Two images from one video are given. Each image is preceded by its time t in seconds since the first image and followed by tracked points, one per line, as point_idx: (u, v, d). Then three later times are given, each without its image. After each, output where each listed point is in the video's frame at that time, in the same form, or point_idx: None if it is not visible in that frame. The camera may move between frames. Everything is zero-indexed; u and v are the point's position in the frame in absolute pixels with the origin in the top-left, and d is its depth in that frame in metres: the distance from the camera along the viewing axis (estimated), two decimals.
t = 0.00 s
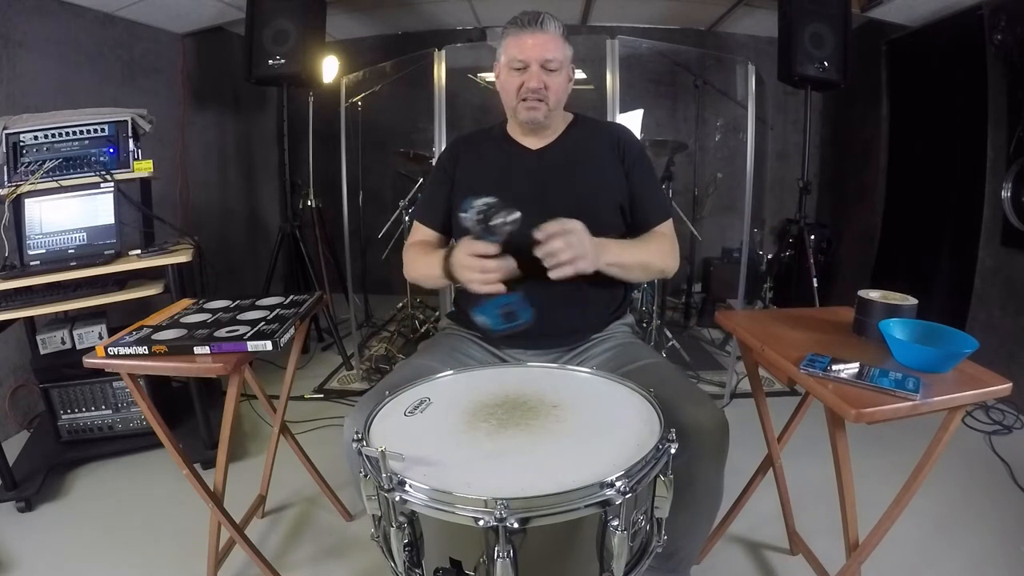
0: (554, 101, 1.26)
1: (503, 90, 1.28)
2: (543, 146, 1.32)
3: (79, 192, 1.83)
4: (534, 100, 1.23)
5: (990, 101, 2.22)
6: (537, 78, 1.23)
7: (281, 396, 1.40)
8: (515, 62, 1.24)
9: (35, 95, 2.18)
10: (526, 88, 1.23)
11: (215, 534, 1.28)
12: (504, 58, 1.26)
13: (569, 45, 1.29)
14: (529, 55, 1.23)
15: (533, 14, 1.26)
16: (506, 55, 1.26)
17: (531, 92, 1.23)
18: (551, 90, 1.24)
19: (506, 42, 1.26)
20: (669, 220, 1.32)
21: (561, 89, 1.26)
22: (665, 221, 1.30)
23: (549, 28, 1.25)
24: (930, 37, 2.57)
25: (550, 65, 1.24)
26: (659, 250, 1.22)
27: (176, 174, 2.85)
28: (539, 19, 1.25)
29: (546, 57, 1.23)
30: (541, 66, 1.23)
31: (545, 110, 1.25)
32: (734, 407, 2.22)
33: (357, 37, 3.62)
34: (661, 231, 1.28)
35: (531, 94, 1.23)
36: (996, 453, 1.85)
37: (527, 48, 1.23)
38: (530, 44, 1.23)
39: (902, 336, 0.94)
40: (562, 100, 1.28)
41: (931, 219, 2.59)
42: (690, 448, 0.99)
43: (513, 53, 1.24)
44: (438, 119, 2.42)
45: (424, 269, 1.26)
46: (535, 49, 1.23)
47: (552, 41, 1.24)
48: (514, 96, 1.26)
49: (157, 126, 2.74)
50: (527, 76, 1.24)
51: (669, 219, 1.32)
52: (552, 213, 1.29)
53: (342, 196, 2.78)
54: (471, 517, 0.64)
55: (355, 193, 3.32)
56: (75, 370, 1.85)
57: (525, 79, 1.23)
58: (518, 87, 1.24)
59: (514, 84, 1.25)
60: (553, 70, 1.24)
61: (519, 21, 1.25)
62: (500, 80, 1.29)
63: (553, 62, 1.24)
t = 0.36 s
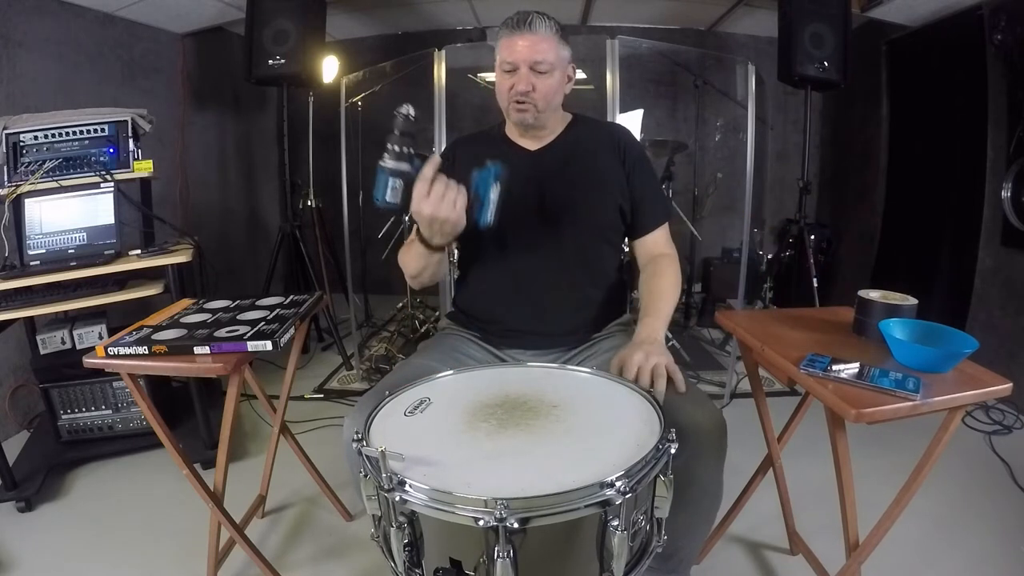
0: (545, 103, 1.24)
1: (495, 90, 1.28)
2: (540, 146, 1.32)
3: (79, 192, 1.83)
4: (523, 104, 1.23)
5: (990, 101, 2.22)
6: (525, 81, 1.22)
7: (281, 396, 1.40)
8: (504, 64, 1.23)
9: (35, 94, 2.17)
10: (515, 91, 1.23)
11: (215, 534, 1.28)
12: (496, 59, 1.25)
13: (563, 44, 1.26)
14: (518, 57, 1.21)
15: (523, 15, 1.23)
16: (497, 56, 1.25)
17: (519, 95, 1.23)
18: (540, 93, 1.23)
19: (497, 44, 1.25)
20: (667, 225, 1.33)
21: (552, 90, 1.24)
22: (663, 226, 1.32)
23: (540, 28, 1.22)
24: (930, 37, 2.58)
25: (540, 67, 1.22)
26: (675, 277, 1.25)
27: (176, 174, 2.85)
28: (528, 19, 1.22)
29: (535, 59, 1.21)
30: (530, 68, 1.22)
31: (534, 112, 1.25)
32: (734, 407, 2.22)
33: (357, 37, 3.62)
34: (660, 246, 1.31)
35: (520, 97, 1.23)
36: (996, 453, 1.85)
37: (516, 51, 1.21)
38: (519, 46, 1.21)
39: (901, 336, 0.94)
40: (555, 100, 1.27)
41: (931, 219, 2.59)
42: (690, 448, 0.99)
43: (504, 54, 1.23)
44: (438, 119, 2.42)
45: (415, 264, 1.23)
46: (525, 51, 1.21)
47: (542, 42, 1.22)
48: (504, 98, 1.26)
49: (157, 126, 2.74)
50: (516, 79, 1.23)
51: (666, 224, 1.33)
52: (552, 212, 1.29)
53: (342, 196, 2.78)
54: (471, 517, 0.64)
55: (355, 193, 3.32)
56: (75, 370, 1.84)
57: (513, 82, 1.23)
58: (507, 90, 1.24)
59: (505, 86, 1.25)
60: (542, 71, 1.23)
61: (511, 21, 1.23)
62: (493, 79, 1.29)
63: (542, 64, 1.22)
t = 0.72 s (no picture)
0: (570, 98, 1.26)
1: (517, 86, 1.26)
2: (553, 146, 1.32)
3: (79, 192, 1.83)
4: (551, 96, 1.23)
5: (990, 101, 2.22)
6: (554, 74, 1.22)
7: (281, 396, 1.40)
8: (531, 58, 1.23)
9: (35, 94, 2.18)
10: (543, 84, 1.22)
11: (215, 534, 1.28)
12: (519, 55, 1.25)
13: (580, 45, 1.29)
14: (545, 52, 1.22)
15: (547, 12, 1.25)
16: (521, 52, 1.24)
17: (548, 88, 1.22)
18: (567, 87, 1.24)
19: (520, 40, 1.25)
20: (668, 228, 1.34)
21: (575, 86, 1.26)
22: (665, 229, 1.33)
23: (563, 27, 1.25)
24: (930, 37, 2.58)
25: (566, 62, 1.23)
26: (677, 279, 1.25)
27: (176, 174, 2.85)
28: (553, 17, 1.25)
29: (562, 54, 1.23)
30: (557, 63, 1.23)
31: (561, 106, 1.25)
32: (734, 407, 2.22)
33: (357, 37, 3.62)
34: (660, 247, 1.32)
35: (548, 90, 1.23)
36: (996, 453, 1.85)
37: (543, 46, 1.22)
38: (546, 42, 1.23)
39: (901, 336, 0.94)
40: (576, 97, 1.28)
41: (931, 218, 2.59)
42: (689, 448, 0.99)
43: (529, 50, 1.23)
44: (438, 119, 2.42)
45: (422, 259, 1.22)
46: (553, 46, 1.22)
47: (566, 39, 1.24)
48: (530, 93, 1.24)
49: (157, 126, 2.74)
50: (543, 73, 1.22)
51: (668, 228, 1.34)
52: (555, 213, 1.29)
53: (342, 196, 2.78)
54: (471, 517, 0.64)
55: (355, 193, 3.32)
56: (75, 370, 1.84)
57: (542, 75, 1.22)
58: (534, 82, 1.23)
59: (530, 81, 1.23)
60: (568, 67, 1.24)
61: (534, 19, 1.25)
62: (513, 77, 1.27)
63: (569, 59, 1.23)
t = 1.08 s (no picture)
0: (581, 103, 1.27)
1: (530, 95, 1.25)
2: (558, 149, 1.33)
3: (79, 192, 1.83)
4: (567, 106, 1.24)
5: (990, 101, 2.23)
6: (569, 85, 1.22)
7: (281, 396, 1.40)
8: (544, 67, 1.22)
9: (35, 94, 2.18)
10: (558, 94, 1.22)
11: (215, 534, 1.28)
12: (529, 62, 1.23)
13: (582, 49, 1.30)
14: (559, 61, 1.21)
15: (555, 17, 1.24)
16: (533, 60, 1.22)
17: (564, 99, 1.23)
18: (580, 95, 1.25)
19: (529, 48, 1.23)
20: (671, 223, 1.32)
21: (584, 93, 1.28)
22: (668, 225, 1.30)
23: (572, 34, 1.24)
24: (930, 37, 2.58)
25: (577, 71, 1.24)
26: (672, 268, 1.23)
27: (176, 174, 2.85)
28: (561, 23, 1.23)
29: (574, 63, 1.23)
30: (569, 72, 1.23)
31: (574, 114, 1.27)
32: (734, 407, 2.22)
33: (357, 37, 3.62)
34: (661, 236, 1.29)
35: (563, 100, 1.23)
36: (996, 453, 1.85)
37: (556, 54, 1.21)
38: (557, 50, 1.21)
39: (901, 336, 0.94)
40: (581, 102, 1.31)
41: (931, 218, 2.59)
42: (690, 448, 0.99)
43: (540, 58, 1.22)
44: (438, 119, 2.42)
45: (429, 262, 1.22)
46: (565, 56, 1.22)
47: (573, 45, 1.23)
48: (544, 103, 1.24)
49: (157, 126, 2.74)
50: (557, 83, 1.22)
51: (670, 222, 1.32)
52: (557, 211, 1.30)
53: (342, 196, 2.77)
54: (471, 517, 0.64)
55: (355, 193, 3.32)
56: (75, 370, 1.84)
57: (557, 85, 1.22)
58: (550, 93, 1.23)
59: (545, 90, 1.23)
60: (578, 75, 1.25)
61: (541, 25, 1.23)
62: (523, 84, 1.25)
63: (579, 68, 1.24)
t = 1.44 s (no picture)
0: (562, 103, 1.25)
1: (509, 97, 1.26)
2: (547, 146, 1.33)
3: (79, 192, 1.83)
4: (542, 109, 1.23)
5: (990, 102, 2.23)
6: (543, 87, 1.21)
7: (281, 396, 1.40)
8: (518, 70, 1.21)
9: (36, 94, 2.18)
10: (532, 98, 1.22)
11: (215, 534, 1.27)
12: (507, 65, 1.23)
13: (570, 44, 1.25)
14: (532, 64, 1.20)
15: (530, 17, 1.21)
16: (508, 63, 1.22)
17: (537, 102, 1.22)
18: (558, 96, 1.23)
19: (506, 50, 1.23)
20: (673, 226, 1.33)
21: (567, 91, 1.24)
22: (672, 227, 1.32)
23: (551, 32, 1.21)
24: (930, 37, 2.58)
25: (556, 71, 1.21)
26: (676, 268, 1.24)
27: (176, 174, 2.85)
28: (539, 22, 1.20)
29: (551, 64, 1.20)
30: (545, 73, 1.21)
31: (554, 115, 1.25)
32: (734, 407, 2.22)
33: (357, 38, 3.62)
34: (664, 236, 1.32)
35: (537, 103, 1.23)
36: (996, 453, 1.85)
37: (529, 57, 1.20)
38: (533, 52, 1.19)
39: (902, 336, 0.94)
40: (569, 100, 1.27)
41: (931, 218, 2.59)
42: (690, 448, 0.99)
43: (514, 62, 1.21)
44: (438, 119, 2.42)
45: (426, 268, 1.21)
46: (540, 57, 1.19)
47: (551, 44, 1.20)
48: (520, 105, 1.25)
49: (157, 126, 2.74)
50: (532, 86, 1.21)
51: (672, 225, 1.33)
52: (558, 211, 1.30)
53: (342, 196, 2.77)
54: (471, 518, 0.64)
55: (355, 193, 3.33)
56: (75, 370, 1.84)
57: (530, 88, 1.21)
58: (523, 96, 1.23)
59: (520, 93, 1.24)
60: (558, 75, 1.22)
61: (519, 26, 1.21)
62: (504, 86, 1.27)
63: (558, 68, 1.21)
